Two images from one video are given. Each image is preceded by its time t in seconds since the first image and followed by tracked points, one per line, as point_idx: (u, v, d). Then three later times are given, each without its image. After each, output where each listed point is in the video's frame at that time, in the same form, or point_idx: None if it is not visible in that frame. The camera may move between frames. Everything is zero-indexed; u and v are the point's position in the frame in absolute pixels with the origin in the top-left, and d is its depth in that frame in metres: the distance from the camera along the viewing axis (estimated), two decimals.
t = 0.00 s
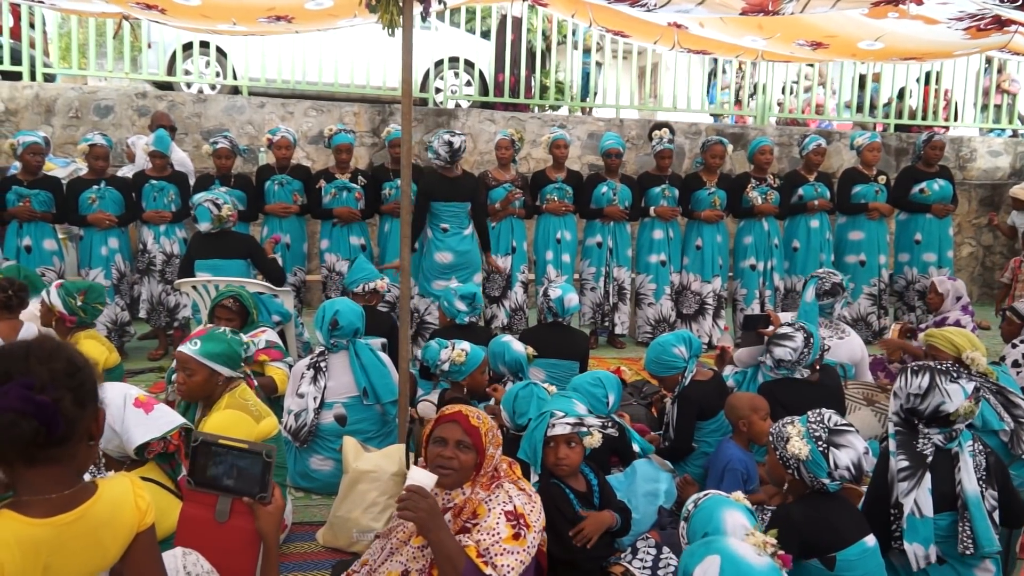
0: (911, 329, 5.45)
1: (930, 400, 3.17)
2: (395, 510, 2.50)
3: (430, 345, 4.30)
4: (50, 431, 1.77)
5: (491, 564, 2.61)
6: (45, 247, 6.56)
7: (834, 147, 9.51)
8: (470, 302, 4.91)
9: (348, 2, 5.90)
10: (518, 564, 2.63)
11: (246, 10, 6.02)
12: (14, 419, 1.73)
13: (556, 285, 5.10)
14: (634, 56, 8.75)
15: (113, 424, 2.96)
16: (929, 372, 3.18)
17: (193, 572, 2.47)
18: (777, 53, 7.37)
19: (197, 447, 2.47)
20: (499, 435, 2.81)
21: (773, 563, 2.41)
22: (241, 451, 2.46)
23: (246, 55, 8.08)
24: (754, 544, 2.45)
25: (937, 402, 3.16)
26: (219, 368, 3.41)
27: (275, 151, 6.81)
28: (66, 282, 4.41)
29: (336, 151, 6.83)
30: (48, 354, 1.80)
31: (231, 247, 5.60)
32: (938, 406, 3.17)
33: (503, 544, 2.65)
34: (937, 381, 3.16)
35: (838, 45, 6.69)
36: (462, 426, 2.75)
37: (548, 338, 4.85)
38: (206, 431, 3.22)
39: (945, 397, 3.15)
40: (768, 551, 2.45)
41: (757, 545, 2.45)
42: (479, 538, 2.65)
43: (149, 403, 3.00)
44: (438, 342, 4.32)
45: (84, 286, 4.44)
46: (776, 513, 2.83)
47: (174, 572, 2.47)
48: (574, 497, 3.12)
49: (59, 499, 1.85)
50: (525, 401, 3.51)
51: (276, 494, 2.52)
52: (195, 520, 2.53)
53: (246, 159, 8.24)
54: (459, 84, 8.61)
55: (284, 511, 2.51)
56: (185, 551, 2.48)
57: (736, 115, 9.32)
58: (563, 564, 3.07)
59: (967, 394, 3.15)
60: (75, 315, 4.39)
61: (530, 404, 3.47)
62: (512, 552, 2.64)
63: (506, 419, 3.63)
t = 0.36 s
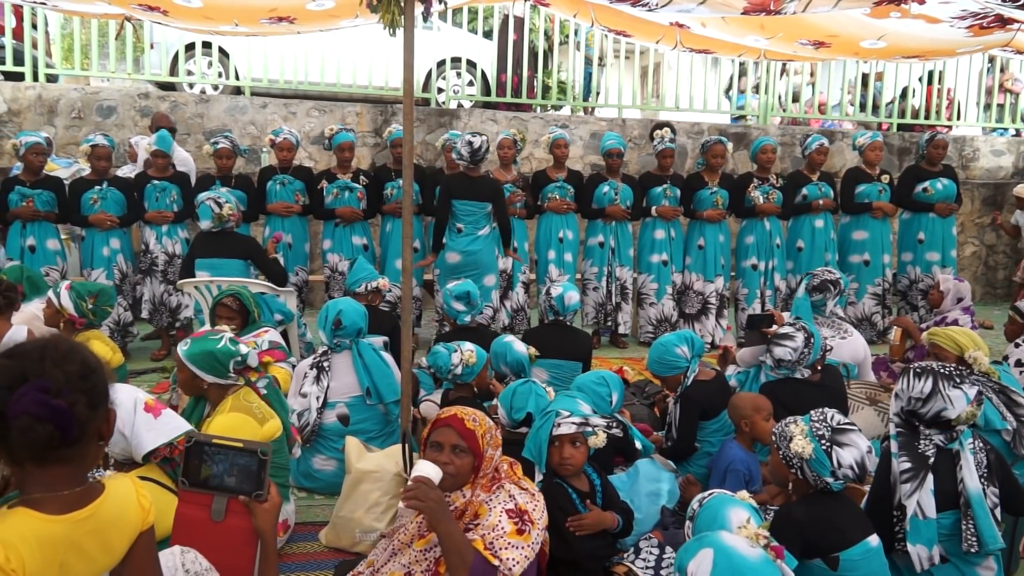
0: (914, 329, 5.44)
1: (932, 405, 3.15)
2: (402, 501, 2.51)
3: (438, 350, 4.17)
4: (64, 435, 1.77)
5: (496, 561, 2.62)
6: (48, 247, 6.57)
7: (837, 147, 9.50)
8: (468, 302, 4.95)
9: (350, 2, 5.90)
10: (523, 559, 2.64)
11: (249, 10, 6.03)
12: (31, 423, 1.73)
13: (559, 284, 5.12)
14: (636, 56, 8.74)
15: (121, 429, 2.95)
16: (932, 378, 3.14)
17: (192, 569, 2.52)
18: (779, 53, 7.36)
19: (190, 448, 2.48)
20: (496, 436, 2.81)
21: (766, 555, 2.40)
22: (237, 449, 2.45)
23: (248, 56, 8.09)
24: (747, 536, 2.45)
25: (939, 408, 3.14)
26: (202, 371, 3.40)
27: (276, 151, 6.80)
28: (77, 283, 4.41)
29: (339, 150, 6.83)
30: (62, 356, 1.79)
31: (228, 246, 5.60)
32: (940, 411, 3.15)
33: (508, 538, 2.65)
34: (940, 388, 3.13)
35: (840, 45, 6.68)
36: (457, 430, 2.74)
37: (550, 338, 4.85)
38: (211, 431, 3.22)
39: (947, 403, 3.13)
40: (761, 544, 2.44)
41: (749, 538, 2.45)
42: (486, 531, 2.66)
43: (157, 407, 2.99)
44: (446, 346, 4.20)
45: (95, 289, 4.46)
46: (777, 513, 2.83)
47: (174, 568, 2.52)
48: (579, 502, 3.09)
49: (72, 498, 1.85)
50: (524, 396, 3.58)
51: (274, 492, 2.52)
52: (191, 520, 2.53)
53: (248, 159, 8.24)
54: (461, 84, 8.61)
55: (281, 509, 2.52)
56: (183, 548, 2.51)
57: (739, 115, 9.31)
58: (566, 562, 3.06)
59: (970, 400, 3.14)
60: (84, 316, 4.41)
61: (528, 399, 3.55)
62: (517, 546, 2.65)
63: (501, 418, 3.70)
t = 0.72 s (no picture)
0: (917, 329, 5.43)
1: (939, 408, 3.16)
2: (404, 491, 2.54)
3: (455, 352, 4.14)
4: (63, 437, 1.77)
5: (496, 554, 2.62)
6: (51, 247, 6.58)
7: (840, 147, 9.48)
8: (461, 301, 4.92)
9: (353, 2, 5.90)
10: (522, 551, 2.63)
11: (251, 10, 6.03)
12: (32, 426, 1.74)
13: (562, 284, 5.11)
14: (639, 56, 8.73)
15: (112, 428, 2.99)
16: (940, 380, 3.15)
17: (195, 569, 2.53)
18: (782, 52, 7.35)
19: (193, 450, 2.49)
20: (492, 434, 2.81)
21: (777, 549, 2.41)
22: (239, 451, 2.46)
23: (251, 55, 8.08)
24: (757, 531, 2.46)
25: (946, 411, 3.15)
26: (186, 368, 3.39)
27: (279, 151, 6.81)
28: (80, 282, 4.41)
29: (341, 149, 6.84)
30: (64, 357, 1.80)
31: (231, 246, 5.61)
32: (947, 414, 3.15)
33: (506, 531, 2.65)
34: (948, 391, 3.14)
35: (843, 44, 6.68)
36: (453, 428, 2.74)
37: (552, 339, 4.85)
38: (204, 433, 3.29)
39: (955, 407, 3.13)
40: (772, 538, 2.46)
41: (761, 532, 2.46)
42: (486, 523, 2.67)
43: (150, 409, 3.01)
44: (460, 348, 4.17)
45: (98, 287, 4.51)
46: (780, 512, 2.84)
47: (176, 568, 2.52)
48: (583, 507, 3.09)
49: (74, 496, 1.85)
50: (516, 400, 3.58)
51: (276, 493, 2.52)
52: (193, 521, 2.54)
53: (250, 159, 8.24)
54: (464, 84, 8.60)
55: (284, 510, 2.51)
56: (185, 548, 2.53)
57: (741, 115, 9.30)
58: (566, 565, 3.08)
59: (977, 403, 3.13)
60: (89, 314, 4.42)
61: (521, 402, 3.55)
62: (516, 539, 2.64)
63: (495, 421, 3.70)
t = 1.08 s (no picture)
0: (919, 329, 5.43)
1: (951, 409, 3.16)
2: (403, 489, 2.53)
3: (460, 354, 4.14)
4: (47, 440, 1.77)
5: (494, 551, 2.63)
6: (52, 248, 6.59)
7: (840, 147, 9.48)
8: (462, 300, 4.89)
9: (353, 2, 5.90)
10: (520, 549, 2.65)
11: (252, 10, 6.04)
12: (15, 427, 1.74)
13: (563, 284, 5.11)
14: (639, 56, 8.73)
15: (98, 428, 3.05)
16: (952, 382, 3.15)
17: (197, 569, 2.49)
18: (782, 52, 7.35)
19: (196, 449, 2.47)
20: (491, 433, 2.82)
21: (788, 546, 2.46)
22: (242, 450, 2.45)
23: (251, 55, 8.09)
24: (768, 529, 2.51)
25: (958, 413, 3.16)
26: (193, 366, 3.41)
27: (279, 151, 6.81)
28: (80, 282, 4.42)
29: (341, 149, 6.84)
30: (53, 357, 1.79)
31: (237, 249, 5.61)
32: (958, 416, 3.16)
33: (504, 529, 2.67)
34: (960, 393, 3.14)
35: (843, 44, 6.67)
36: (450, 428, 2.73)
37: (553, 339, 4.85)
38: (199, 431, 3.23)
39: (967, 408, 3.14)
40: (782, 536, 2.51)
41: (771, 530, 2.50)
42: (483, 521, 2.68)
43: (133, 412, 3.03)
44: (466, 350, 4.17)
45: (99, 287, 4.52)
46: (782, 511, 2.83)
47: (178, 569, 2.47)
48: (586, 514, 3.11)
49: (61, 496, 1.86)
50: (514, 402, 3.59)
51: (278, 493, 2.54)
52: (194, 521, 2.54)
53: (251, 159, 8.24)
54: (464, 84, 8.60)
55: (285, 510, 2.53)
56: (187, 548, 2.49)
57: (742, 115, 9.31)
58: (566, 566, 3.13)
59: (985, 405, 3.17)
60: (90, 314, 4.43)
61: (519, 405, 3.55)
62: (514, 536, 2.66)
63: (495, 421, 3.71)
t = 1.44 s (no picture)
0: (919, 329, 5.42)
1: (956, 412, 3.15)
2: (405, 483, 2.53)
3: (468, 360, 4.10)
4: (32, 440, 1.78)
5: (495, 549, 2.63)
6: (53, 248, 6.59)
7: (840, 147, 9.48)
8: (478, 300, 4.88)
9: (352, 2, 5.90)
10: (521, 546, 2.64)
11: (252, 10, 6.04)
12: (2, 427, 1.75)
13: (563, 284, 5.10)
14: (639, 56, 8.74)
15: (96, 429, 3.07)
16: (955, 384, 3.15)
17: (197, 570, 2.49)
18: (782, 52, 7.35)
19: (194, 449, 2.48)
20: (486, 432, 2.82)
21: (788, 544, 2.45)
22: (240, 450, 2.47)
23: (251, 55, 8.09)
24: (767, 527, 2.50)
25: (963, 415, 3.14)
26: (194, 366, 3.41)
27: (279, 151, 6.81)
28: (80, 282, 4.44)
29: (341, 149, 6.84)
30: (44, 356, 1.78)
31: (239, 250, 5.61)
32: (964, 417, 3.15)
33: (504, 526, 2.66)
34: (964, 394, 3.14)
35: (843, 44, 6.67)
36: (448, 428, 2.73)
37: (552, 339, 4.85)
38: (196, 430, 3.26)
39: (972, 411, 3.13)
40: (782, 534, 2.50)
41: (770, 529, 2.50)
42: (485, 517, 2.68)
43: (128, 414, 3.03)
44: (474, 357, 4.11)
45: (99, 287, 4.55)
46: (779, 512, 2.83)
47: (178, 569, 2.46)
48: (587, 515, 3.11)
49: (47, 495, 1.87)
50: (517, 399, 3.59)
51: (276, 493, 2.54)
52: (193, 523, 2.53)
53: (250, 159, 8.24)
54: (465, 84, 8.59)
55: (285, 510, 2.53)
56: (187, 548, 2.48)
57: (742, 115, 9.30)
58: (566, 566, 3.13)
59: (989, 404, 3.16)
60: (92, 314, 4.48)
61: (521, 401, 3.55)
62: (515, 534, 2.66)
63: (496, 419, 3.71)
